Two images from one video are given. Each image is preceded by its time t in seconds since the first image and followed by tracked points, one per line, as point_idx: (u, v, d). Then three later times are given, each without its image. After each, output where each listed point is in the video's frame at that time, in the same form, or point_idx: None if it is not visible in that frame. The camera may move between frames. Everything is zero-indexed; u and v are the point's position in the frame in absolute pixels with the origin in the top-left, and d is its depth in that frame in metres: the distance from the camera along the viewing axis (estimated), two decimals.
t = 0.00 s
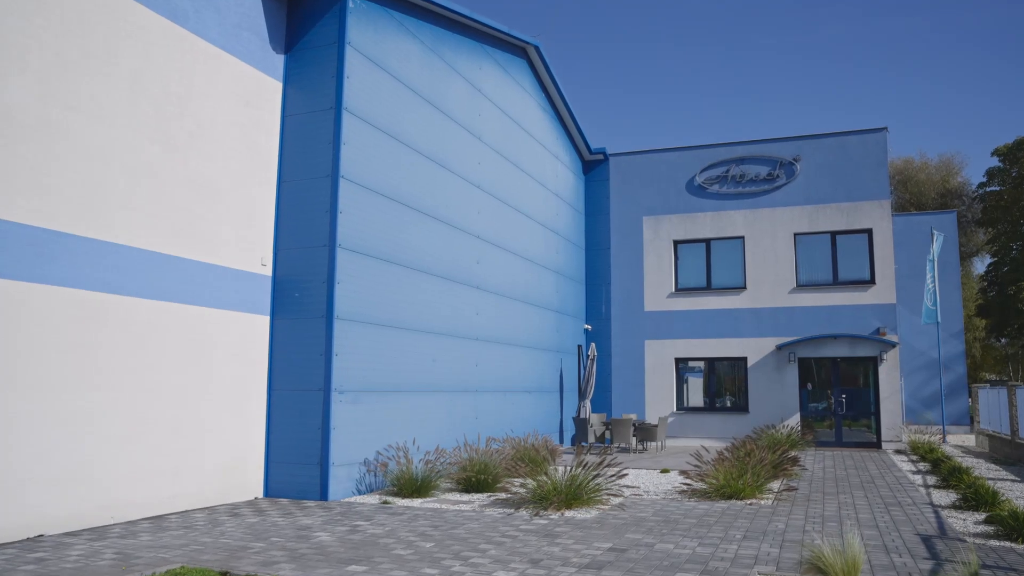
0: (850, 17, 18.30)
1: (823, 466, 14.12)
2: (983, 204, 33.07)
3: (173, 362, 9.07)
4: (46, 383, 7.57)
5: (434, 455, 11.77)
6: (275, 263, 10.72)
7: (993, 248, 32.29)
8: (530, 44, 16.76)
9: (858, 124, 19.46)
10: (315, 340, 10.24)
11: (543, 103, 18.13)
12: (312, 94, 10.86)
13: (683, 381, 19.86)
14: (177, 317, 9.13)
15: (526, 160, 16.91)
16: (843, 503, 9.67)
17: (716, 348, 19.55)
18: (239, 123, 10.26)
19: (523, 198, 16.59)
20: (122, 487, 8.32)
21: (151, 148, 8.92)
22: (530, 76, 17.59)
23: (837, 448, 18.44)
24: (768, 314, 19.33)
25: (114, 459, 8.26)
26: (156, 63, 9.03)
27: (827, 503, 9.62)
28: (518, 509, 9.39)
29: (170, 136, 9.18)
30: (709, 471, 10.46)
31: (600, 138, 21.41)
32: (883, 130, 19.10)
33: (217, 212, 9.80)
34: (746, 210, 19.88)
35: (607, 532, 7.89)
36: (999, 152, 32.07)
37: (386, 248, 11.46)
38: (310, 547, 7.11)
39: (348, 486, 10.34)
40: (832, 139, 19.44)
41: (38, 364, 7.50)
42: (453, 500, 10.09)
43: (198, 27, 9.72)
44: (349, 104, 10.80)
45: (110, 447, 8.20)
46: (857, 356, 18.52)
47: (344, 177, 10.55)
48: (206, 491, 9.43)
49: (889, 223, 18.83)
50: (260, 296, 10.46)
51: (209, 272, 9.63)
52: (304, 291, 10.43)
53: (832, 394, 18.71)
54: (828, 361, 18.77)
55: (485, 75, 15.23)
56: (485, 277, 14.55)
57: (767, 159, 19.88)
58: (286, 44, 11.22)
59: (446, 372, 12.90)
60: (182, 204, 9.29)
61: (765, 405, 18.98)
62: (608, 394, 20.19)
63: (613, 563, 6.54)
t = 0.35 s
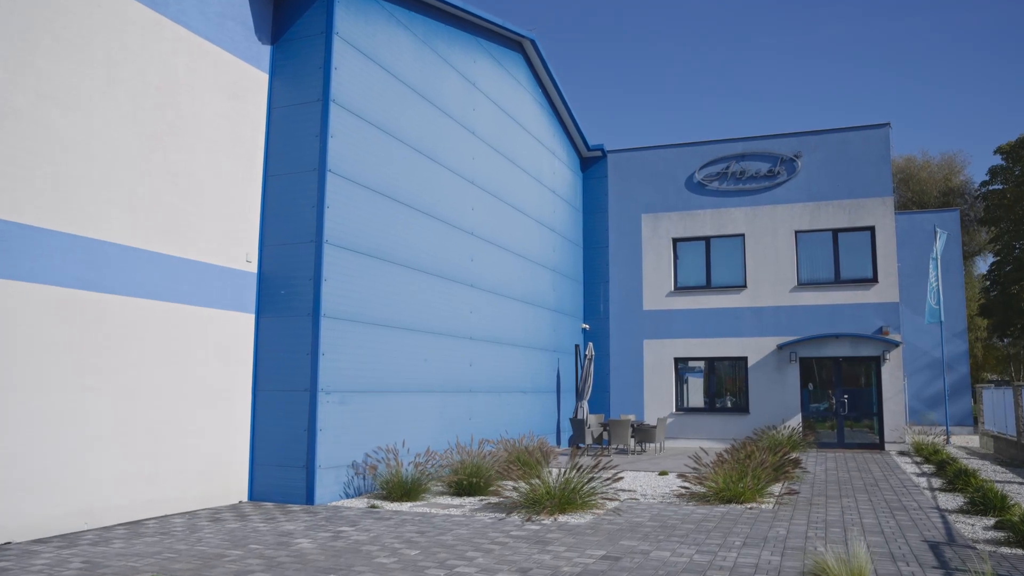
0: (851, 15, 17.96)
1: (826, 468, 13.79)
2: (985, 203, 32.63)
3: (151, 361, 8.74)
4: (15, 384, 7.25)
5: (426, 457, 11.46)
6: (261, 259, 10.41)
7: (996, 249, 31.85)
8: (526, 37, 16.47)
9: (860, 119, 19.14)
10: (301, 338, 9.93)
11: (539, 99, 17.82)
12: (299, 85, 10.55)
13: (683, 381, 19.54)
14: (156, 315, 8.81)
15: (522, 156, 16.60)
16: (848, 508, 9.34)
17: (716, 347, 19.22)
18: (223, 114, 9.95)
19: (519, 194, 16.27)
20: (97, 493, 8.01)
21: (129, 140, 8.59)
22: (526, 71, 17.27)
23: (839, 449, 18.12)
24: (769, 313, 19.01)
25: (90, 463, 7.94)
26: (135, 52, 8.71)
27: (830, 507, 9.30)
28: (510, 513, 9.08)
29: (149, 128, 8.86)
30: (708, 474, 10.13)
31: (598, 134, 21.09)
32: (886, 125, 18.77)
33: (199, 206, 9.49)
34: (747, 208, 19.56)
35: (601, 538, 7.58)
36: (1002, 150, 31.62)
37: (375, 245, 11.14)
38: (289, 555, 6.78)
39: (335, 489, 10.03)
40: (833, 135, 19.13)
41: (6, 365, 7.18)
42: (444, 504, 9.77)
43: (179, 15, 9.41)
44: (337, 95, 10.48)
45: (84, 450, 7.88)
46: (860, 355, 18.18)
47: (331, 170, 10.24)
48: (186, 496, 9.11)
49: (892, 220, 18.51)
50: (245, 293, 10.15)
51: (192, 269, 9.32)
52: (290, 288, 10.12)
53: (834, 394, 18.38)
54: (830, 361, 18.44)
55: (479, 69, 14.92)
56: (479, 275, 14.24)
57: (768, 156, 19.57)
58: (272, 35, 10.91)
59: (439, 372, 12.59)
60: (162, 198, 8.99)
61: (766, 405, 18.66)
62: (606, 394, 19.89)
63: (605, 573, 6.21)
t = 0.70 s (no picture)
0: (851, 15, 17.62)
1: (830, 471, 13.44)
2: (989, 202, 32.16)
3: (128, 360, 8.41)
4: None
5: (418, 459, 11.12)
6: (247, 255, 10.07)
7: (1000, 248, 31.42)
8: (523, 30, 16.17)
9: (864, 115, 18.79)
10: (287, 337, 9.60)
11: (537, 93, 17.49)
12: (287, 75, 10.22)
13: (683, 382, 19.19)
14: (133, 312, 8.48)
15: (519, 151, 16.27)
16: (854, 512, 8.99)
17: (717, 347, 18.88)
18: (206, 105, 9.61)
19: (515, 191, 15.94)
20: (72, 498, 7.68)
21: (104, 130, 8.26)
22: (523, 65, 16.94)
23: (842, 451, 17.76)
24: (771, 312, 18.66)
25: (63, 466, 7.62)
26: (110, 38, 8.37)
27: (835, 512, 8.96)
28: (503, 518, 8.74)
29: (126, 118, 8.53)
30: (709, 477, 9.80)
31: (597, 130, 20.75)
32: (890, 121, 18.41)
33: (180, 200, 9.16)
34: (748, 205, 19.22)
35: (597, 545, 7.23)
36: (1006, 149, 31.00)
37: (365, 240, 10.81)
38: (266, 564, 6.44)
39: (323, 493, 9.70)
40: (837, 131, 18.78)
41: None
42: (435, 508, 9.43)
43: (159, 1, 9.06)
44: (325, 86, 10.15)
45: (56, 453, 7.55)
46: (864, 355, 17.83)
47: (319, 163, 9.91)
48: (166, 500, 8.78)
49: (896, 217, 18.15)
50: (230, 290, 9.82)
51: (173, 264, 9.00)
52: (276, 285, 9.79)
53: (838, 395, 18.02)
54: (833, 361, 18.09)
55: (475, 62, 14.60)
56: (474, 273, 13.91)
57: (770, 152, 19.22)
58: (259, 24, 10.59)
59: (432, 372, 12.25)
60: (140, 190, 8.65)
61: (769, 406, 18.31)
62: (606, 394, 19.55)
63: None
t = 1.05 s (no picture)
0: (851, 16, 17.27)
1: (834, 472, 13.11)
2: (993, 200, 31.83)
3: (106, 358, 8.09)
4: None
5: (410, 461, 10.80)
6: (232, 250, 9.75)
7: (1004, 247, 31.11)
8: (521, 23, 15.87)
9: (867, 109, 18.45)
10: (274, 335, 9.28)
11: (534, 87, 17.17)
12: (274, 64, 9.91)
13: (684, 382, 18.86)
14: (111, 308, 8.16)
15: (516, 146, 15.95)
16: (860, 517, 8.66)
17: (718, 346, 18.55)
18: (189, 95, 9.29)
19: (512, 186, 15.63)
20: (43, 502, 7.35)
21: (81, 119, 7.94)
22: (521, 58, 16.63)
23: (846, 452, 17.42)
24: (773, 310, 18.33)
25: (35, 469, 7.30)
26: (87, 23, 8.05)
27: (840, 517, 8.63)
28: (496, 522, 8.41)
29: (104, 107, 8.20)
30: (710, 480, 9.47)
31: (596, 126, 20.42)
32: (895, 115, 18.09)
33: (160, 192, 8.84)
34: (750, 201, 18.88)
35: (593, 552, 6.91)
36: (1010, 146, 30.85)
37: (356, 235, 10.49)
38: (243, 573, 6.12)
39: (311, 496, 9.38)
40: (840, 126, 18.45)
41: None
42: (426, 512, 9.10)
43: None
44: (313, 75, 9.84)
45: (28, 454, 7.23)
46: (868, 355, 17.49)
47: (307, 155, 9.60)
48: (145, 503, 8.46)
49: (901, 214, 17.82)
50: (215, 286, 9.50)
51: (153, 259, 8.68)
52: (262, 281, 9.47)
53: (841, 395, 17.68)
54: (837, 360, 17.75)
55: (471, 54, 14.30)
56: (470, 269, 13.59)
57: (772, 148, 18.89)
58: (245, 14, 10.26)
59: (425, 371, 11.92)
60: (118, 181, 8.32)
61: (771, 406, 17.98)
62: (605, 394, 19.22)
63: None
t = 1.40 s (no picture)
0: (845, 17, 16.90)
1: (839, 475, 12.75)
2: (998, 198, 31.24)
3: (80, 357, 7.75)
4: None
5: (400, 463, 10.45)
6: (216, 245, 9.41)
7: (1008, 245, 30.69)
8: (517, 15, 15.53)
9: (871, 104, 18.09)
10: (257, 332, 8.93)
11: (531, 81, 16.82)
12: (258, 53, 9.56)
13: (684, 382, 18.50)
14: (86, 304, 7.82)
15: (512, 141, 15.60)
16: (867, 522, 8.30)
17: (719, 345, 18.20)
18: (169, 83, 8.95)
19: (508, 182, 15.28)
20: (12, 507, 7.02)
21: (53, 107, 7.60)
22: (517, 51, 16.30)
23: (850, 453, 17.07)
24: (776, 309, 17.97)
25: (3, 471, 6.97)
26: (59, 6, 7.71)
27: (846, 522, 8.28)
28: (487, 528, 8.07)
29: (77, 95, 7.86)
30: (710, 483, 9.12)
31: (595, 121, 20.06)
32: (899, 110, 17.73)
33: (138, 185, 8.50)
34: (752, 198, 18.53)
35: (586, 560, 6.56)
36: (1015, 143, 29.95)
37: (344, 229, 10.14)
38: None
39: (296, 500, 9.04)
40: (843, 120, 18.09)
41: None
42: (415, 517, 8.75)
43: None
44: (300, 64, 9.50)
45: None
46: (872, 354, 17.14)
47: (293, 146, 9.26)
48: (121, 508, 8.12)
49: (906, 210, 17.45)
50: (197, 282, 9.16)
51: (130, 254, 8.34)
52: (246, 277, 9.13)
53: (845, 395, 17.32)
54: (840, 360, 17.40)
55: (465, 46, 13.95)
56: (464, 267, 13.24)
57: (773, 143, 18.54)
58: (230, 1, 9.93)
59: (417, 370, 11.57)
60: (93, 171, 7.97)
61: (773, 407, 17.64)
62: (604, 394, 18.88)
63: None
